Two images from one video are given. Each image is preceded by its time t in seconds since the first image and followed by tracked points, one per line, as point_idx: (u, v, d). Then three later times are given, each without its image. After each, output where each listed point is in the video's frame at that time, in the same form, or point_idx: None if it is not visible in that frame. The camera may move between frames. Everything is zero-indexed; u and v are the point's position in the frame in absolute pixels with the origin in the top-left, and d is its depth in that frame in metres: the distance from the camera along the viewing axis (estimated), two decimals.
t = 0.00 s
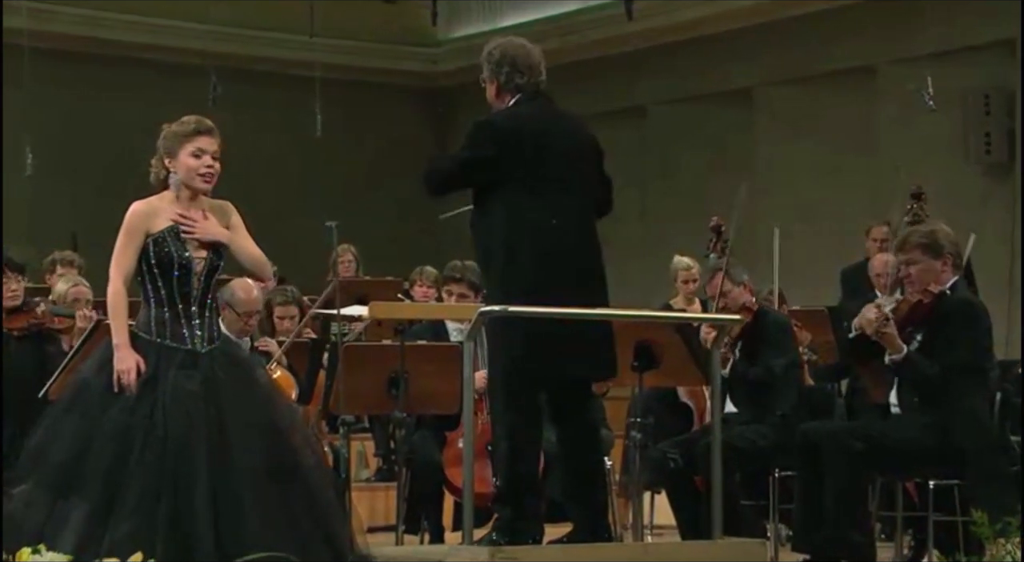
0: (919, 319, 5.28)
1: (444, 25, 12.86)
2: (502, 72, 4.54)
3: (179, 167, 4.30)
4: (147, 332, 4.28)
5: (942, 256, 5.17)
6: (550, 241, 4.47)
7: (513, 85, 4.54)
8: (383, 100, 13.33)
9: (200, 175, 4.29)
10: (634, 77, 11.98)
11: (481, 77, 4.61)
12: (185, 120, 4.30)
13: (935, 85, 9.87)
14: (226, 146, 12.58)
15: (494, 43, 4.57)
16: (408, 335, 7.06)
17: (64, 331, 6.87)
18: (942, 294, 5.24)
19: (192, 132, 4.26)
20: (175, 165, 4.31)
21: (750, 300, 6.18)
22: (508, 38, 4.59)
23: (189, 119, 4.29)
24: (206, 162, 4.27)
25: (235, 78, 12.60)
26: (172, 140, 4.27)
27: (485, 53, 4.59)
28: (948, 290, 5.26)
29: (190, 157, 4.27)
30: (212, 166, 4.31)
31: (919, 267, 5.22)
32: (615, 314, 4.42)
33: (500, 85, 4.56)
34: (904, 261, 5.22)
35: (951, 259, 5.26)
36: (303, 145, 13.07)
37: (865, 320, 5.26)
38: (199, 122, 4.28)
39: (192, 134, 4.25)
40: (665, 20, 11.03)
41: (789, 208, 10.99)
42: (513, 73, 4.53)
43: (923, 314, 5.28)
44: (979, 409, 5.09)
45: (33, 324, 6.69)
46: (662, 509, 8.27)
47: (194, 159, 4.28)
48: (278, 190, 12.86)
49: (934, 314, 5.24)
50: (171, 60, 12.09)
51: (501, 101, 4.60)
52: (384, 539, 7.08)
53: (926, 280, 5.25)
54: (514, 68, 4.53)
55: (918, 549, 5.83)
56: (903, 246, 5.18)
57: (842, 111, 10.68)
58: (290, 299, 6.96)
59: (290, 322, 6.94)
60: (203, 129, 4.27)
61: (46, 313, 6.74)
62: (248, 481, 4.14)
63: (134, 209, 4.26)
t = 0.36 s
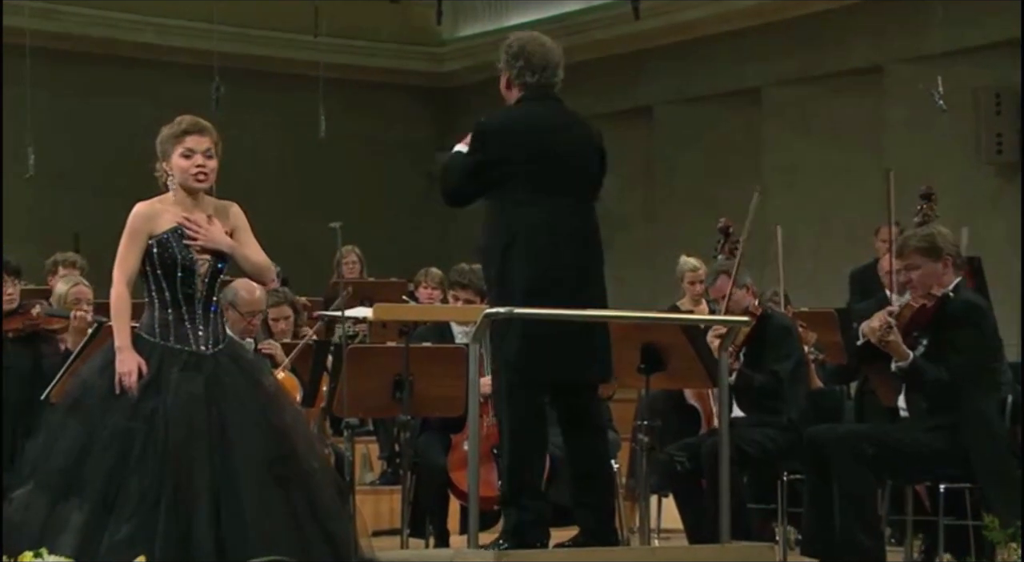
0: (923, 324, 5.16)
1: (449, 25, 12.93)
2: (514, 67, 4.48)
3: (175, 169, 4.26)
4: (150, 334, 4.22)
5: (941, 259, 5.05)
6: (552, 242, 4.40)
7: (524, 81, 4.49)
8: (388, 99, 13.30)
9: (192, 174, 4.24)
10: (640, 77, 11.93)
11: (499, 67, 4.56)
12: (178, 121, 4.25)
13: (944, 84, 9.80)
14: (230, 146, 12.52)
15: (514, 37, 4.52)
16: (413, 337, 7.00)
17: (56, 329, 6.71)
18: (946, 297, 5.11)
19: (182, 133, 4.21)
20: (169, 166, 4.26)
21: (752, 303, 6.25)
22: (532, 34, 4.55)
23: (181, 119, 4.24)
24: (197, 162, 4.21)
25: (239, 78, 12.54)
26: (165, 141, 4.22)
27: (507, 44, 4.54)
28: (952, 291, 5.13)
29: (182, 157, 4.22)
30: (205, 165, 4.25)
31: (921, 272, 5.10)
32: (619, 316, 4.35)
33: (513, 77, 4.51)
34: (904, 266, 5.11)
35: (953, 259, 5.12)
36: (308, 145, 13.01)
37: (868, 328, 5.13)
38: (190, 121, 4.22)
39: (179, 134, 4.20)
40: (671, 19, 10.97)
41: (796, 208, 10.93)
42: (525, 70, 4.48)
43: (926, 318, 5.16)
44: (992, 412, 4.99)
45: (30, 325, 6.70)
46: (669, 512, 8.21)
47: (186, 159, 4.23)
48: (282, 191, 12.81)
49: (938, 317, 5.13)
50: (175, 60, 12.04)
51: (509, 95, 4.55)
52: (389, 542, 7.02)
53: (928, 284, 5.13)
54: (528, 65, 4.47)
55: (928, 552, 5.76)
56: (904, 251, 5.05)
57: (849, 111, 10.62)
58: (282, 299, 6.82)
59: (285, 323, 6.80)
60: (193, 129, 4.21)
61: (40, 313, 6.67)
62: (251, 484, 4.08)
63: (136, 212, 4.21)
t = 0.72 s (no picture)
0: (922, 325, 5.12)
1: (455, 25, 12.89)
2: (531, 67, 4.44)
3: (179, 172, 4.19)
4: (154, 337, 4.16)
5: (943, 255, 5.07)
6: (556, 242, 4.34)
7: (539, 82, 4.44)
8: (395, 100, 13.26)
9: (198, 180, 4.17)
10: (647, 77, 11.87)
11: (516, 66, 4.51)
12: (185, 124, 4.19)
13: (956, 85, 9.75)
14: (235, 147, 12.47)
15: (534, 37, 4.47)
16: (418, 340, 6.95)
17: (53, 330, 6.67)
18: (946, 296, 5.09)
19: (188, 138, 4.16)
20: (174, 169, 4.20)
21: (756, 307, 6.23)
22: (555, 35, 4.50)
23: (188, 123, 4.18)
24: (204, 167, 4.15)
25: (243, 78, 12.48)
26: (171, 145, 4.16)
27: (530, 44, 4.49)
28: (953, 291, 5.12)
29: (188, 162, 4.16)
30: (210, 171, 4.19)
31: (923, 271, 5.12)
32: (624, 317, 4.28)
33: (529, 76, 4.46)
34: (906, 264, 5.13)
35: (955, 260, 5.15)
36: (314, 146, 12.96)
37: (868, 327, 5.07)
38: (198, 125, 4.17)
39: (186, 139, 4.14)
40: (678, 19, 10.90)
41: (803, 209, 10.87)
42: (541, 70, 4.43)
43: (924, 319, 5.13)
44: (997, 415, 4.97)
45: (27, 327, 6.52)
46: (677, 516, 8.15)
47: (192, 164, 4.17)
48: (286, 192, 12.75)
49: (939, 316, 5.09)
50: (180, 60, 11.98)
51: (526, 91, 4.50)
52: (394, 546, 6.97)
53: (929, 284, 5.15)
54: (546, 65, 4.42)
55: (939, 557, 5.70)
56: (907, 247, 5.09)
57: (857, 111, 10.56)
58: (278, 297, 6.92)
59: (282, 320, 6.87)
60: (199, 133, 4.15)
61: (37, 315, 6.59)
62: (254, 487, 4.02)
63: (139, 213, 4.17)
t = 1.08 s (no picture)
0: (925, 333, 5.09)
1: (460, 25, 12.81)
2: (543, 66, 4.41)
3: (184, 175, 4.13)
4: (154, 340, 4.10)
5: (942, 260, 4.96)
6: (562, 245, 4.27)
7: (552, 81, 4.40)
8: (400, 101, 13.25)
9: (204, 186, 4.12)
10: (653, 78, 11.81)
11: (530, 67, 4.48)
12: (193, 127, 4.12)
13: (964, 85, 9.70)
14: (240, 149, 12.39)
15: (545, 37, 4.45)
16: (424, 343, 6.92)
17: (54, 334, 6.58)
18: (948, 301, 5.02)
19: (197, 142, 4.08)
20: (178, 172, 4.14)
21: (764, 310, 6.19)
22: (568, 35, 4.47)
23: (196, 126, 4.11)
24: (211, 174, 4.09)
25: (247, 78, 12.42)
26: (178, 147, 4.09)
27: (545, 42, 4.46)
28: (954, 296, 5.04)
29: (195, 167, 4.10)
30: (217, 177, 4.13)
31: (924, 277, 5.03)
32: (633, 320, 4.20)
33: (541, 74, 4.43)
34: (905, 272, 5.03)
35: (955, 265, 5.04)
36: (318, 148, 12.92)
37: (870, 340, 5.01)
38: (207, 131, 4.10)
39: (196, 145, 4.07)
40: (686, 17, 10.80)
41: (813, 211, 10.81)
42: (552, 68, 4.39)
43: (927, 327, 5.08)
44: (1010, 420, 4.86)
45: (28, 330, 6.53)
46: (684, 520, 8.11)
47: (198, 170, 4.11)
48: (291, 194, 12.68)
49: (940, 322, 5.04)
50: (183, 60, 11.93)
51: (539, 92, 4.47)
52: (399, 551, 6.91)
53: (929, 290, 5.06)
54: (559, 64, 4.38)
55: None
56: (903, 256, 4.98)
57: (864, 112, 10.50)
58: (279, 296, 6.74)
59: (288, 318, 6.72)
60: (209, 140, 4.08)
61: (39, 317, 6.55)
62: (257, 490, 3.95)
63: (140, 214, 4.10)
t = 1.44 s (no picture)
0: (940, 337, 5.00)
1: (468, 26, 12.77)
2: (540, 68, 4.32)
3: (186, 177, 4.06)
4: (155, 342, 4.03)
5: (955, 264, 4.84)
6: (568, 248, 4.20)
7: (551, 81, 4.31)
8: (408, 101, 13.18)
9: (205, 189, 4.04)
10: (662, 78, 11.73)
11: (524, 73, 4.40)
12: (197, 128, 4.05)
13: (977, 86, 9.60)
14: (245, 149, 12.34)
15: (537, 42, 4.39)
16: (431, 347, 6.85)
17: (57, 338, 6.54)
18: (963, 304, 4.90)
19: (200, 144, 4.01)
20: (180, 173, 4.06)
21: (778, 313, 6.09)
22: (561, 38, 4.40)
23: (200, 128, 4.04)
24: (213, 177, 4.02)
25: (253, 79, 12.36)
26: (182, 148, 4.02)
27: (538, 48, 4.39)
28: (969, 298, 4.93)
29: (197, 170, 4.03)
30: (218, 181, 4.06)
31: (937, 281, 4.91)
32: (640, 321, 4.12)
33: (538, 76, 4.34)
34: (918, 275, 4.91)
35: (969, 267, 4.94)
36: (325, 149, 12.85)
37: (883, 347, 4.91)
38: (210, 132, 4.03)
39: (199, 147, 4.00)
40: (692, 18, 10.74)
41: (822, 211, 10.68)
42: (551, 68, 4.31)
43: (942, 331, 5.00)
44: None
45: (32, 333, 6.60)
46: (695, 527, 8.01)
47: (199, 173, 4.03)
48: (296, 196, 12.61)
49: (956, 325, 4.94)
50: (188, 60, 11.86)
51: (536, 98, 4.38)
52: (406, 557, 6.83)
53: (944, 292, 4.94)
54: (557, 63, 4.31)
55: None
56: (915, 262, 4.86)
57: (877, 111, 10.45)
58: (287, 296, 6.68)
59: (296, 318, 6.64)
60: (212, 142, 4.01)
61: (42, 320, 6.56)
62: (258, 495, 3.87)
63: (140, 215, 4.03)
